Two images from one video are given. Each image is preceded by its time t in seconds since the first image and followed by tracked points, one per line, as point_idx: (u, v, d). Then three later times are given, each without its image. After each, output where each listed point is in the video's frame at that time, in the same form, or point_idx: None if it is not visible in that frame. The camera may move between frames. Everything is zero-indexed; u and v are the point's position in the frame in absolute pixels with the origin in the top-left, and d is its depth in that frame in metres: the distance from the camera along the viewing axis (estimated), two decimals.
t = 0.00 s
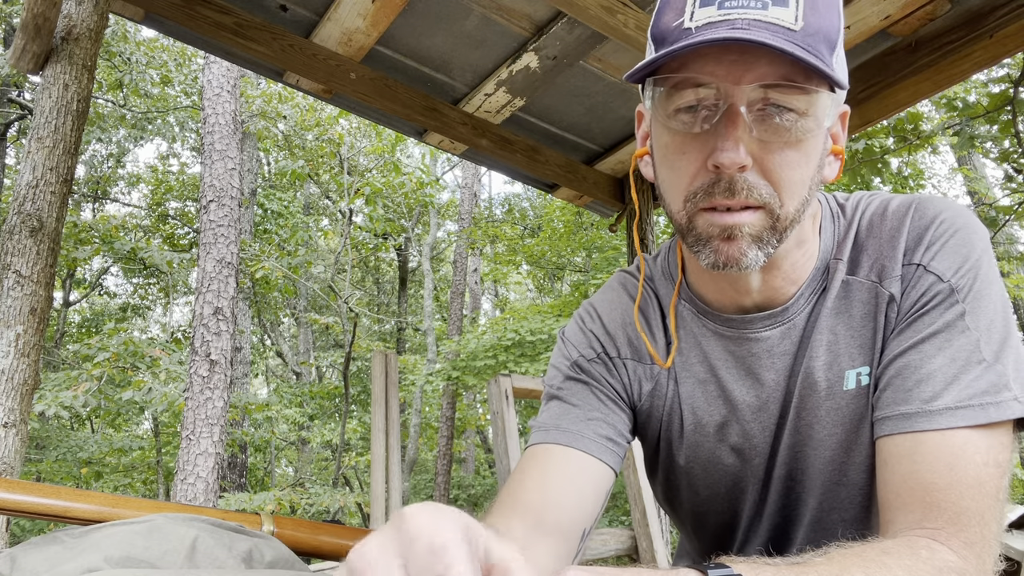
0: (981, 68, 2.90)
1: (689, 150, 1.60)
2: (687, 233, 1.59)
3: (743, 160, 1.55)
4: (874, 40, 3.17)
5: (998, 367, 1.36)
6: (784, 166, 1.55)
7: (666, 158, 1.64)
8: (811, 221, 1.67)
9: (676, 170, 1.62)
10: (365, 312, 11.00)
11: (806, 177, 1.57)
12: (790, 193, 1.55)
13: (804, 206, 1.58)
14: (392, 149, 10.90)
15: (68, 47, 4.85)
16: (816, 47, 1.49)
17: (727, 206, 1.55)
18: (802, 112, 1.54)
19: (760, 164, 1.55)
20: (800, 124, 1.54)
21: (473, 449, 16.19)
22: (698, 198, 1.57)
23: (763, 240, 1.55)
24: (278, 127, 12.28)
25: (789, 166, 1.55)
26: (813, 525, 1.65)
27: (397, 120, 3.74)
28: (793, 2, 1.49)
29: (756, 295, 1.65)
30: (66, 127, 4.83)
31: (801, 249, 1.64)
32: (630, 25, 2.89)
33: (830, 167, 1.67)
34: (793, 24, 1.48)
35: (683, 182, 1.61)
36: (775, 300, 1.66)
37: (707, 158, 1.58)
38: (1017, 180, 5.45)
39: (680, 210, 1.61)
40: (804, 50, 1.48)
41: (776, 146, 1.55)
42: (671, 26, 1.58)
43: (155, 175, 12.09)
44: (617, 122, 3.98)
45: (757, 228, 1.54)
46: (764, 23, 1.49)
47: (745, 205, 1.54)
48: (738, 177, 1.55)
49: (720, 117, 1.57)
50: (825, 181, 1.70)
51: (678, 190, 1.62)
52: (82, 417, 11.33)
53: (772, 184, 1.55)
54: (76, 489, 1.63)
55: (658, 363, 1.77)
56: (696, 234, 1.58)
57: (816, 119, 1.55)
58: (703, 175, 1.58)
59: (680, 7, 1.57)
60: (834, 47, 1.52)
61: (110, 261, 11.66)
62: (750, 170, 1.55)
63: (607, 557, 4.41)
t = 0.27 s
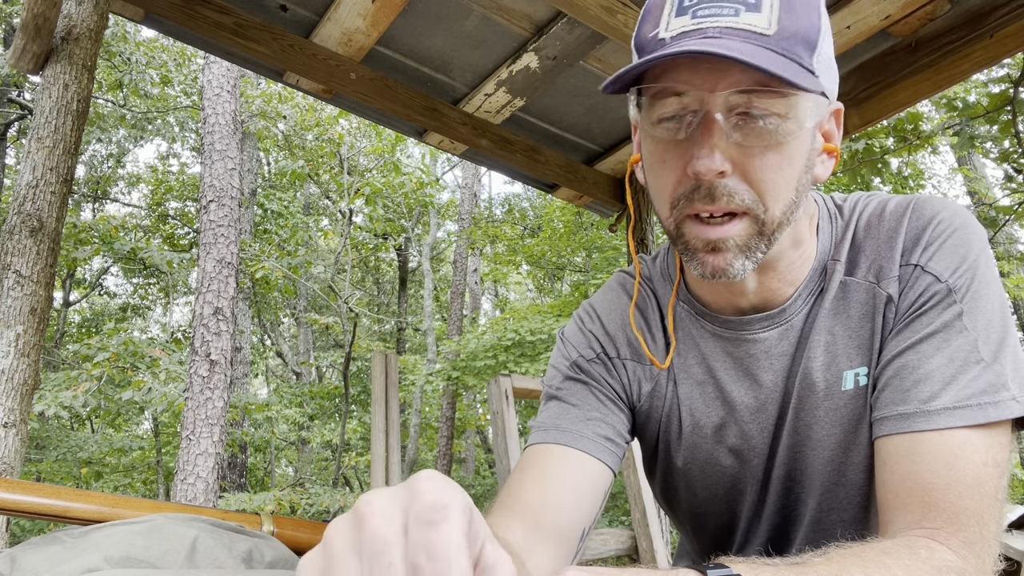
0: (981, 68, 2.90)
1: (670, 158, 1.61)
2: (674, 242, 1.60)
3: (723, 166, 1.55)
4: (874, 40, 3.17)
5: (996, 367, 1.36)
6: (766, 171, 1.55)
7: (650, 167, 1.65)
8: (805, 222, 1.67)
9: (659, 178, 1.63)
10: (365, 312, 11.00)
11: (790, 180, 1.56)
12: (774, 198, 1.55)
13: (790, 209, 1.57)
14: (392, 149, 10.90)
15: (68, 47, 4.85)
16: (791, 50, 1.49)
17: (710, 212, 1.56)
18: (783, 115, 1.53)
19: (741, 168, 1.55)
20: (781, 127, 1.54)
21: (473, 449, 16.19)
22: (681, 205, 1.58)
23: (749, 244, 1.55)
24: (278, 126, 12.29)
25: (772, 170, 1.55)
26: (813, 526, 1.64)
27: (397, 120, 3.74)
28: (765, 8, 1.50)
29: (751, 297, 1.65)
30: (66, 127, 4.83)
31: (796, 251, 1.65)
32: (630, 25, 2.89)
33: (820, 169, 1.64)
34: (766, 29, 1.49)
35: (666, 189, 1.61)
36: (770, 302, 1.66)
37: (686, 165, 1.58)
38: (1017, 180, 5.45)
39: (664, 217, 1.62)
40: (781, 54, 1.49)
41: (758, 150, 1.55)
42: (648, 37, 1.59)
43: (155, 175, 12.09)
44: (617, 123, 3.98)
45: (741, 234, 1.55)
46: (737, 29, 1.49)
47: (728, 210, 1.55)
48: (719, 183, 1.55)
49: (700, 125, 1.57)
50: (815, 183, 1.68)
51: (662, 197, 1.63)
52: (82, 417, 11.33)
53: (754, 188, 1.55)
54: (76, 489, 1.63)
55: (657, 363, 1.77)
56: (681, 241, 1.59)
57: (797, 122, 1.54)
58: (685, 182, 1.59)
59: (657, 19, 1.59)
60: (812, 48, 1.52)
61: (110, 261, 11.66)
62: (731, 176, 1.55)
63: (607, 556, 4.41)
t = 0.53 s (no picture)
0: (981, 68, 2.90)
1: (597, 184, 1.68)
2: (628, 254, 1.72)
3: (623, 191, 1.59)
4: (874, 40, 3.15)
5: (1003, 368, 1.36)
6: (670, 187, 1.55)
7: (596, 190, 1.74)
8: (773, 229, 1.65)
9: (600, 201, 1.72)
10: (365, 312, 10.99)
11: (703, 193, 1.54)
12: (681, 212, 1.55)
13: (707, 222, 1.55)
14: (392, 149, 10.89)
15: (68, 47, 4.85)
16: (664, 77, 1.52)
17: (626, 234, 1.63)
18: (670, 134, 1.52)
19: (647, 191, 1.57)
20: (672, 148, 1.53)
21: (473, 449, 16.19)
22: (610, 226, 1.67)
23: (669, 259, 1.59)
24: (278, 126, 12.29)
25: (668, 194, 1.55)
26: (818, 526, 1.64)
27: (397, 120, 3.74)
28: (638, 43, 1.57)
29: (738, 296, 1.68)
30: (66, 127, 4.83)
31: (794, 252, 1.67)
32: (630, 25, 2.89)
33: (762, 176, 1.60)
34: (631, 66, 1.55)
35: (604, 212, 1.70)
36: (770, 300, 1.68)
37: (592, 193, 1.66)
38: (1017, 180, 5.45)
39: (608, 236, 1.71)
40: (646, 85, 1.53)
41: (654, 173, 1.55)
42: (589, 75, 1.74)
43: (155, 175, 12.09)
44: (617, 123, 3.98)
45: (657, 251, 1.59)
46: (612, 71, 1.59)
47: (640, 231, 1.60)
48: (625, 209, 1.61)
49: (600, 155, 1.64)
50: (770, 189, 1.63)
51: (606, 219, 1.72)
52: (82, 417, 11.34)
53: (659, 209, 1.57)
54: (76, 489, 1.63)
55: (667, 360, 1.78)
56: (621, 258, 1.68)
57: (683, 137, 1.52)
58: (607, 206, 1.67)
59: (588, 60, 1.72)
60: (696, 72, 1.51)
61: (110, 261, 11.65)
62: (635, 200, 1.59)
63: (607, 557, 4.40)
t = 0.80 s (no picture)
0: (981, 68, 2.90)
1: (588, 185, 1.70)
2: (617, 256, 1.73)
3: (612, 190, 1.61)
4: (874, 40, 3.16)
5: (999, 367, 1.36)
6: (659, 185, 1.57)
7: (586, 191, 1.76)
8: (763, 230, 1.66)
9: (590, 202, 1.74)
10: (365, 312, 10.99)
11: (689, 192, 1.57)
12: (670, 210, 1.57)
13: (695, 220, 1.57)
14: (392, 149, 10.88)
15: (67, 47, 4.85)
16: (653, 76, 1.53)
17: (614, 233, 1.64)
18: (657, 134, 1.54)
19: (636, 190, 1.59)
20: (661, 147, 1.55)
21: (473, 449, 16.19)
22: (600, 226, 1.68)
23: (657, 258, 1.60)
24: (278, 126, 12.29)
25: (656, 193, 1.57)
26: (814, 527, 1.64)
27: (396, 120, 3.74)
28: (626, 44, 1.58)
29: (728, 297, 1.69)
30: (66, 127, 4.82)
31: (784, 252, 1.68)
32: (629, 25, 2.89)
33: (750, 175, 1.62)
34: (619, 66, 1.56)
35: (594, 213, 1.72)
36: (760, 300, 1.68)
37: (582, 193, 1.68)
38: (1017, 180, 5.46)
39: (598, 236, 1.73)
40: (633, 84, 1.54)
41: (643, 171, 1.57)
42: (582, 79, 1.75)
43: (155, 176, 12.09)
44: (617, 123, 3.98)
45: (645, 249, 1.60)
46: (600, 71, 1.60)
47: (628, 229, 1.62)
48: (614, 207, 1.63)
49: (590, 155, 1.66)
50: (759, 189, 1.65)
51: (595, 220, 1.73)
52: (82, 417, 11.34)
53: (647, 208, 1.58)
54: (76, 489, 1.63)
55: (666, 359, 1.79)
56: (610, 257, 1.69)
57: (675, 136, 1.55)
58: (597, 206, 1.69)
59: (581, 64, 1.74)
60: (682, 71, 1.52)
61: (110, 261, 11.64)
62: (624, 199, 1.61)
63: (607, 556, 4.40)
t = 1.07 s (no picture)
0: (981, 68, 2.91)
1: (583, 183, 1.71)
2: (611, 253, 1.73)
3: (606, 189, 1.63)
4: (874, 40, 3.17)
5: (996, 367, 1.36)
6: (652, 187, 1.58)
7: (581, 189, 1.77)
8: (758, 229, 1.66)
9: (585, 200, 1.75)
10: (365, 312, 10.99)
11: (682, 192, 1.58)
12: (662, 211, 1.58)
13: (688, 220, 1.58)
14: (392, 149, 10.89)
15: (68, 47, 4.85)
16: (647, 75, 1.53)
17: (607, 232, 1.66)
18: (651, 133, 1.55)
19: (629, 189, 1.60)
20: (654, 146, 1.56)
21: (473, 449, 16.19)
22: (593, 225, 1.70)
23: (649, 256, 1.61)
24: (278, 126, 12.31)
25: (648, 193, 1.59)
26: (811, 526, 1.64)
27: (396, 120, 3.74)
28: (620, 42, 1.58)
29: (721, 297, 1.69)
30: (66, 127, 4.82)
31: (779, 252, 1.68)
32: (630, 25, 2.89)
33: (744, 175, 1.63)
34: (612, 65, 1.56)
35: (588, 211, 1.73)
36: (755, 300, 1.68)
37: (576, 191, 1.69)
38: (1017, 180, 5.46)
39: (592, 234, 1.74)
40: (626, 83, 1.54)
41: (637, 171, 1.58)
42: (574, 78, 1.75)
43: (155, 176, 12.09)
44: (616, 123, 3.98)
45: (637, 248, 1.62)
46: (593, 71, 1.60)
47: (621, 228, 1.63)
48: (607, 206, 1.64)
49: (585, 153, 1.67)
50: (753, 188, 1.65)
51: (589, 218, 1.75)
52: (82, 417, 11.35)
53: (639, 207, 1.60)
54: (76, 489, 1.63)
55: (662, 360, 1.78)
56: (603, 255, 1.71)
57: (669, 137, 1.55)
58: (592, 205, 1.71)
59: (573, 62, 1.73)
60: (675, 70, 1.53)
61: (110, 261, 11.63)
62: (617, 198, 1.63)
63: (606, 557, 4.41)
